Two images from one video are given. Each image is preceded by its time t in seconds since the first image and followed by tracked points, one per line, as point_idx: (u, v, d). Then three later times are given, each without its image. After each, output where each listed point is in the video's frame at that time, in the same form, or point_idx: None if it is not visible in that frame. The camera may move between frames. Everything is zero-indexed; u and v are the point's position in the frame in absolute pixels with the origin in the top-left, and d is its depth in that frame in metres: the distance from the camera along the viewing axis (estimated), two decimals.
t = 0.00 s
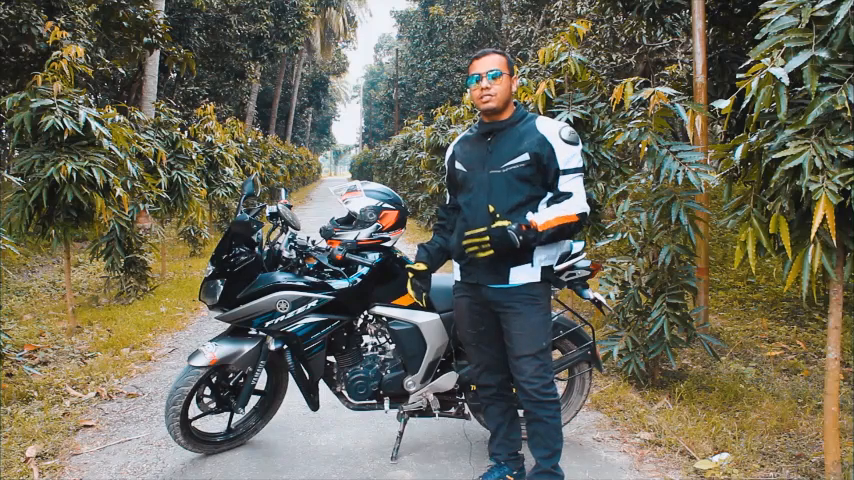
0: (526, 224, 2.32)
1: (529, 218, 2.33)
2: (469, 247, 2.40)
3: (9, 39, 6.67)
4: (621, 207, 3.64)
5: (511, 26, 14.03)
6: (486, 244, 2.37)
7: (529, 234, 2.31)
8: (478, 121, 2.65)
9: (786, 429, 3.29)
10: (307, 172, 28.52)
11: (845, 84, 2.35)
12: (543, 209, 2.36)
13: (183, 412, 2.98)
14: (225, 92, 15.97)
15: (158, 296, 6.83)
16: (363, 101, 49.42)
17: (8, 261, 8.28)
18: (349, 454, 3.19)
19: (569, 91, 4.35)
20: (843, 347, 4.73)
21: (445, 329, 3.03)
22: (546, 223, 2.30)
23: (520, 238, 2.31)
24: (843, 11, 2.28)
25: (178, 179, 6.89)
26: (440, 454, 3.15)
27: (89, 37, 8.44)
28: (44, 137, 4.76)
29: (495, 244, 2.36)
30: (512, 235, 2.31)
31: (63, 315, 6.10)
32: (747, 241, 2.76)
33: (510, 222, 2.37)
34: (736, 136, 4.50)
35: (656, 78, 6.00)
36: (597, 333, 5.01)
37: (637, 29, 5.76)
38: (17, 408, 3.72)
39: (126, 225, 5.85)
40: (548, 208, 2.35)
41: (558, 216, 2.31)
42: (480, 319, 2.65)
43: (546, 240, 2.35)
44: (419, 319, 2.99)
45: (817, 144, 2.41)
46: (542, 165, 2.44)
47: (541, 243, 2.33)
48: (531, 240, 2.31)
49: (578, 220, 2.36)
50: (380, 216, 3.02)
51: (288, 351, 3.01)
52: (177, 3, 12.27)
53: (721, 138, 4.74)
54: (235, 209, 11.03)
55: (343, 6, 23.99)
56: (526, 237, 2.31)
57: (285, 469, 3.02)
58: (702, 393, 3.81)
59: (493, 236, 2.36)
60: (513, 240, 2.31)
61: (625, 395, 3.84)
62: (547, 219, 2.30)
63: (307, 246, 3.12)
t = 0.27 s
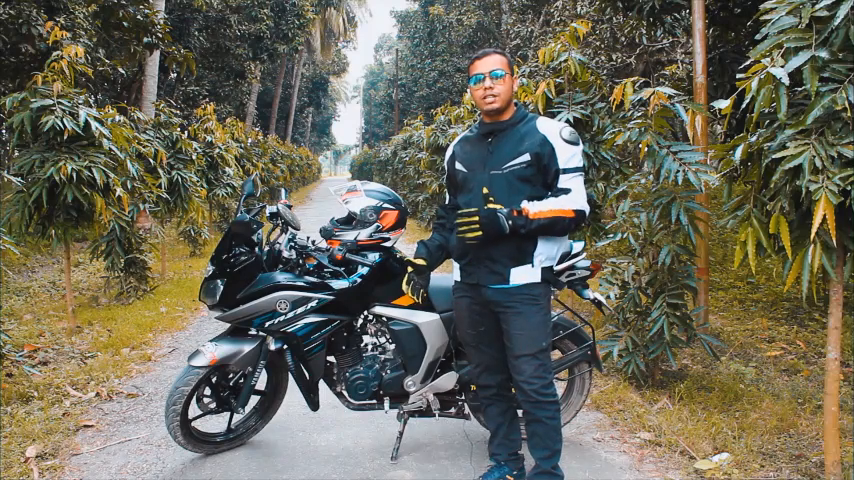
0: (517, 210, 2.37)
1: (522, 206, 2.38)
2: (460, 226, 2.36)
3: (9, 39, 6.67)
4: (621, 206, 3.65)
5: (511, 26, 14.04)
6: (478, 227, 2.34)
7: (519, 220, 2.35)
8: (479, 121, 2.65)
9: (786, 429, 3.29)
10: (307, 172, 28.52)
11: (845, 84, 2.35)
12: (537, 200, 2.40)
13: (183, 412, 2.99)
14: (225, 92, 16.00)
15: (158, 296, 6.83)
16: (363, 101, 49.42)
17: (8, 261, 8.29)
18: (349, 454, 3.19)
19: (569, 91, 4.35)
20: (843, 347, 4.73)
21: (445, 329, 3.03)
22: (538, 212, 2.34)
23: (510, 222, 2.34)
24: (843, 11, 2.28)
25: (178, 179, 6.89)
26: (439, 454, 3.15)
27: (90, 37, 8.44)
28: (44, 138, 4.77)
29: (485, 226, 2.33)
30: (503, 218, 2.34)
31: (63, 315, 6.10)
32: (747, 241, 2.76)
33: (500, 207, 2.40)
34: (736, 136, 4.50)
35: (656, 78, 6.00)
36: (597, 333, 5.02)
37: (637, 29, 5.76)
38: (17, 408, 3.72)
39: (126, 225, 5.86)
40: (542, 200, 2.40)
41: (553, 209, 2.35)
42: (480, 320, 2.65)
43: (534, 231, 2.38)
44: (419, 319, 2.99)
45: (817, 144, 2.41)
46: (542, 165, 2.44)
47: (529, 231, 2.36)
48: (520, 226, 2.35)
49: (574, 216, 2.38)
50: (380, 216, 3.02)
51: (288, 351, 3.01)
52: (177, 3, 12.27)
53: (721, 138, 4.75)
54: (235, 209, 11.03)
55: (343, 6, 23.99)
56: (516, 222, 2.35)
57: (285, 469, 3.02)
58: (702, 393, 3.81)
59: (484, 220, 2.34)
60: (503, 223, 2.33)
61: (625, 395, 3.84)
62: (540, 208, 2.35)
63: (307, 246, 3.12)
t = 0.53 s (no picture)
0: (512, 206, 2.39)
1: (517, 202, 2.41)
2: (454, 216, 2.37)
3: (9, 39, 6.67)
4: (621, 206, 3.65)
5: (511, 26, 14.05)
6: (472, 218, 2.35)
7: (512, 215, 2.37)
8: (479, 120, 2.65)
9: (786, 429, 3.29)
10: (307, 172, 28.53)
11: (844, 84, 2.35)
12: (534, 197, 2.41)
13: (183, 412, 2.99)
14: (225, 92, 16.00)
15: (158, 296, 6.83)
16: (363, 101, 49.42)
17: (8, 261, 8.29)
18: (349, 454, 3.18)
19: (569, 91, 4.35)
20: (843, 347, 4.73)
21: (445, 329, 3.03)
22: (534, 208, 2.35)
23: (504, 217, 2.36)
24: (843, 11, 2.28)
25: (178, 179, 6.89)
26: (440, 454, 3.15)
27: (90, 37, 8.44)
28: (44, 138, 4.77)
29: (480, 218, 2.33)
30: (497, 212, 2.36)
31: (63, 315, 6.10)
32: (747, 241, 2.76)
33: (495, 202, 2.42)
34: (736, 136, 4.50)
35: (656, 78, 6.00)
36: (597, 333, 5.02)
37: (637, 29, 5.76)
38: (17, 408, 3.72)
39: (126, 225, 5.86)
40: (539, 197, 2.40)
41: (549, 206, 2.35)
42: (480, 320, 2.65)
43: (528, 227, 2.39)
44: (419, 319, 2.99)
45: (817, 144, 2.41)
46: (542, 165, 2.44)
47: (522, 227, 2.37)
48: (513, 221, 2.37)
49: (570, 215, 2.38)
50: (380, 216, 3.02)
51: (288, 351, 3.01)
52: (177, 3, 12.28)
53: (721, 138, 4.75)
54: (235, 209, 11.03)
55: (343, 6, 23.99)
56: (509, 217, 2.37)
57: (285, 469, 3.02)
58: (702, 393, 3.81)
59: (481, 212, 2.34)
60: (497, 217, 2.35)
61: (625, 395, 3.84)
62: (535, 204, 2.35)
63: (308, 246, 3.12)
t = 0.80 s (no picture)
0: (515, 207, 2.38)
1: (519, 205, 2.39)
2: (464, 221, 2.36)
3: (9, 39, 6.67)
4: (621, 206, 3.65)
5: (511, 26, 14.05)
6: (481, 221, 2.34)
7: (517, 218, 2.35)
8: (480, 121, 2.65)
9: (786, 429, 3.29)
10: (307, 172, 28.53)
11: (845, 84, 2.35)
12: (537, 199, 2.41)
13: (183, 412, 2.99)
14: (225, 92, 16.00)
15: (158, 296, 6.83)
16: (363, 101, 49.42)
17: (8, 261, 8.29)
18: (349, 454, 3.18)
19: (569, 91, 4.35)
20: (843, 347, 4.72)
21: (445, 329, 3.03)
22: (536, 210, 2.35)
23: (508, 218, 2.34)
24: (843, 11, 2.28)
25: (178, 179, 6.89)
26: (439, 455, 3.15)
27: (90, 37, 8.44)
28: (44, 137, 4.76)
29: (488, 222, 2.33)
30: (503, 213, 2.34)
31: (63, 315, 6.10)
32: (747, 241, 2.76)
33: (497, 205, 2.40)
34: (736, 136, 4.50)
35: (656, 78, 6.00)
36: (597, 333, 5.02)
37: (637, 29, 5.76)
38: (17, 408, 3.72)
39: (126, 225, 5.86)
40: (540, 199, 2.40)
41: (551, 209, 2.35)
42: (479, 320, 2.65)
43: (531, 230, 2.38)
44: (419, 319, 2.99)
45: (817, 144, 2.41)
46: (542, 166, 2.44)
47: (526, 229, 2.36)
48: (518, 224, 2.35)
49: (571, 217, 2.39)
50: (380, 216, 3.02)
51: (288, 351, 3.01)
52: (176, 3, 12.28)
53: (721, 138, 4.75)
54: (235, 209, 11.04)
55: (343, 6, 23.98)
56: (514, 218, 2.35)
57: (285, 469, 3.02)
58: (702, 393, 3.81)
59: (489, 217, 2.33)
60: (503, 218, 2.33)
61: (625, 395, 3.84)
62: (539, 207, 2.35)
63: (308, 246, 3.12)
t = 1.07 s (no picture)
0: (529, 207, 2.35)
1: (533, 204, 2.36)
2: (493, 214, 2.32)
3: (9, 39, 6.67)
4: (621, 206, 3.65)
5: (511, 26, 14.05)
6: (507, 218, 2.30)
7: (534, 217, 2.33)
8: (479, 121, 2.65)
9: (786, 429, 3.29)
10: (307, 172, 28.53)
11: (845, 84, 2.35)
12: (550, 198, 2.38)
13: (183, 412, 2.99)
14: (225, 91, 16.00)
15: (158, 296, 6.83)
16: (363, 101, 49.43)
17: (8, 261, 8.29)
18: (349, 454, 3.18)
19: (569, 91, 4.35)
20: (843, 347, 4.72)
21: (445, 329, 3.03)
22: (550, 210, 2.32)
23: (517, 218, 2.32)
24: (843, 12, 2.28)
25: (178, 179, 6.89)
26: (439, 455, 3.15)
27: (89, 37, 8.45)
28: (44, 137, 4.76)
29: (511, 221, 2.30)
30: (520, 212, 2.31)
31: (63, 315, 6.10)
32: (747, 241, 2.76)
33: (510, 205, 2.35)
34: (736, 136, 4.50)
35: (656, 78, 6.00)
36: (597, 333, 5.02)
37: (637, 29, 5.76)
38: (17, 408, 3.72)
39: (126, 225, 5.86)
40: (550, 198, 2.37)
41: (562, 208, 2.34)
42: (480, 320, 2.65)
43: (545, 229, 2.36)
44: (419, 319, 2.99)
45: (817, 144, 2.41)
46: (543, 167, 2.45)
47: (541, 229, 2.34)
48: (533, 224, 2.33)
49: (578, 216, 2.38)
50: (380, 216, 2.99)
51: (288, 351, 3.01)
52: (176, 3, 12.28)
53: (721, 138, 4.75)
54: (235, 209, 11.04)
55: (343, 5, 23.98)
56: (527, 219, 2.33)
57: (285, 469, 3.02)
58: (702, 393, 3.80)
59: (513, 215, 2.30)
60: (521, 216, 2.30)
61: (625, 395, 3.84)
62: (552, 207, 2.32)
63: (308, 246, 3.12)
